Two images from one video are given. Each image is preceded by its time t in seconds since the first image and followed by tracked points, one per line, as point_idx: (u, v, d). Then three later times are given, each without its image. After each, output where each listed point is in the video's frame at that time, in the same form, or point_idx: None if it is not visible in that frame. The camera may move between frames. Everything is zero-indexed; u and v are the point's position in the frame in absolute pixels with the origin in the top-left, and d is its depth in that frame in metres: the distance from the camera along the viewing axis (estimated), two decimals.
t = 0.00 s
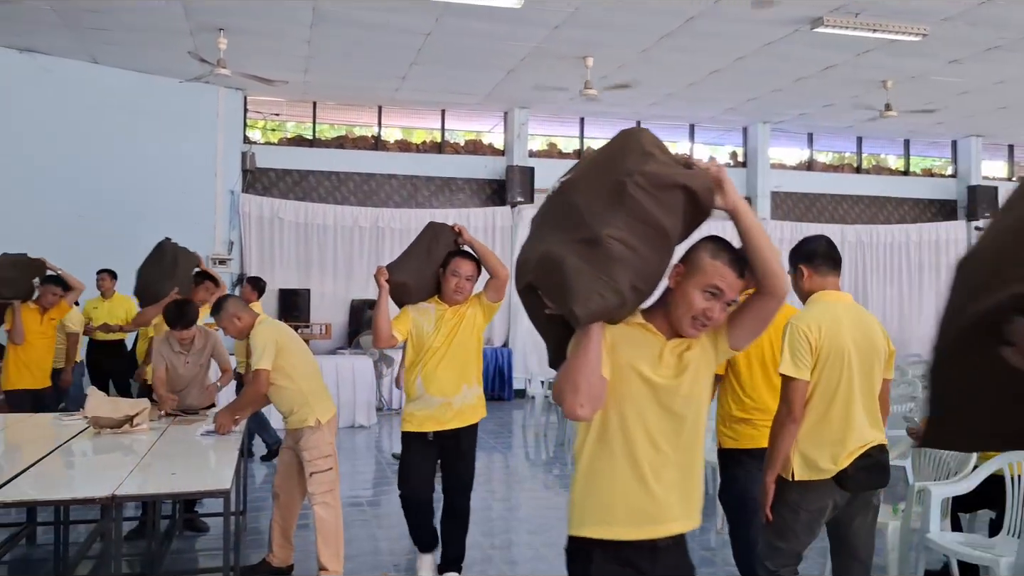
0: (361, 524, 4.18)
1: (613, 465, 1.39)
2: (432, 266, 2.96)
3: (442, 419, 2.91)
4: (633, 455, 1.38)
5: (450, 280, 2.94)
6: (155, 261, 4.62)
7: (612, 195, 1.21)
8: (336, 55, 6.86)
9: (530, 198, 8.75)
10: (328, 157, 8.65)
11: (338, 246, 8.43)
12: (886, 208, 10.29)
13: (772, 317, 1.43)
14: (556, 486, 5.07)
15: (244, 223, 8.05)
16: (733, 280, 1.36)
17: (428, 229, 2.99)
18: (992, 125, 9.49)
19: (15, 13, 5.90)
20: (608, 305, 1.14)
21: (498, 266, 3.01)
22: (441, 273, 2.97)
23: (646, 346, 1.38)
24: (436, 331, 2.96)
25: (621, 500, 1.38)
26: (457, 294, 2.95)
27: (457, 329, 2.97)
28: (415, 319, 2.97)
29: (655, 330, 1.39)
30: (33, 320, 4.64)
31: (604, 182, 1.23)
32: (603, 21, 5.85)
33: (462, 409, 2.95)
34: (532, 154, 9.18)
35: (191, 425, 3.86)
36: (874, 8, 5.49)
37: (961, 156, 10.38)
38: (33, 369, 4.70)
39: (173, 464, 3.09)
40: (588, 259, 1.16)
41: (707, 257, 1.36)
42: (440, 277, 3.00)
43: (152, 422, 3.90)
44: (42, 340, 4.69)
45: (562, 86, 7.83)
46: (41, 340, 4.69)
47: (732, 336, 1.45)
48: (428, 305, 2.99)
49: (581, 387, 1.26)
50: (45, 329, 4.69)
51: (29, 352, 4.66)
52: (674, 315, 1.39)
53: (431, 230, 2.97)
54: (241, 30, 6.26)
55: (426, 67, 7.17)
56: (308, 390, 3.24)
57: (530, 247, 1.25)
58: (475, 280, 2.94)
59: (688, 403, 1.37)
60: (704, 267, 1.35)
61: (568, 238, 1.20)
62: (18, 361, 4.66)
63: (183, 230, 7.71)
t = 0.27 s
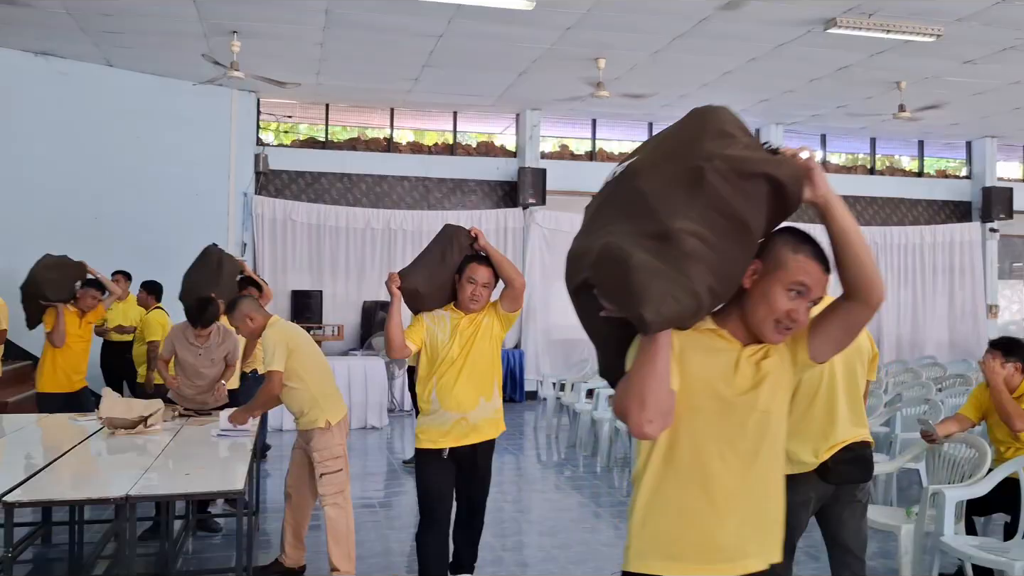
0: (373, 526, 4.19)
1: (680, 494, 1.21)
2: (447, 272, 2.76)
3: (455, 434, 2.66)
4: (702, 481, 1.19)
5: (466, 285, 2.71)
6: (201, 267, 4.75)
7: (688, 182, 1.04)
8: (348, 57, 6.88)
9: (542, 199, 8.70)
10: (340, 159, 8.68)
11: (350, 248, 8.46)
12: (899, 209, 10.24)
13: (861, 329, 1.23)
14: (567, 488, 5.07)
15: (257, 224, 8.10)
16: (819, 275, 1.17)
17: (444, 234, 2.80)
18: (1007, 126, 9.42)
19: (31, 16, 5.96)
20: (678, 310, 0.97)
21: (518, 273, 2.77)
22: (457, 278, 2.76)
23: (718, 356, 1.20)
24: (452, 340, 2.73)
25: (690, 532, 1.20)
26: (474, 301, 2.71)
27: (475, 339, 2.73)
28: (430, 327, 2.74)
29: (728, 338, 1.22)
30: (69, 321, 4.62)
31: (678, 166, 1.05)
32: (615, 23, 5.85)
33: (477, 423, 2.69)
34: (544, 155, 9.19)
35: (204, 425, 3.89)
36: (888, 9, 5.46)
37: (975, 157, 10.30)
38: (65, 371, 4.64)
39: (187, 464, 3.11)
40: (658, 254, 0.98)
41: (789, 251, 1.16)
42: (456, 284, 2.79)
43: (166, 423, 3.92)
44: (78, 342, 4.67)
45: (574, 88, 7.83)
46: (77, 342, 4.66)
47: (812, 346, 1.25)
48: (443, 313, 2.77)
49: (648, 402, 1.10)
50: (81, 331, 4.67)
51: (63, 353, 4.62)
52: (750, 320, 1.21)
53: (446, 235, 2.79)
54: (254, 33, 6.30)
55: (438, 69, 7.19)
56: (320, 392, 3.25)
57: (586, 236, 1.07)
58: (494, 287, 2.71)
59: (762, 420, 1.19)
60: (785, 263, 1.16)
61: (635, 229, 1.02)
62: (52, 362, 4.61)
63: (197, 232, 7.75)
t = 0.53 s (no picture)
0: (390, 526, 4.21)
1: (762, 526, 0.99)
2: (464, 265, 2.65)
3: (467, 440, 2.51)
4: (784, 515, 0.98)
5: (483, 280, 2.57)
6: (249, 267, 4.52)
7: (793, 158, 0.86)
8: (364, 58, 6.90)
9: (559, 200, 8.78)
10: (357, 161, 8.71)
11: (367, 249, 8.48)
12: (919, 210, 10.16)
13: (978, 334, 1.04)
14: (584, 489, 5.07)
15: (274, 226, 8.13)
16: (941, 265, 0.97)
17: (462, 227, 2.72)
18: None
19: (52, 20, 6.02)
20: (795, 304, 0.80)
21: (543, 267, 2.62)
22: (475, 273, 2.63)
23: (819, 363, 0.98)
24: (468, 337, 2.57)
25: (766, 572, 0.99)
26: (492, 297, 2.57)
27: (493, 337, 2.57)
28: (445, 324, 2.59)
29: (825, 339, 1.00)
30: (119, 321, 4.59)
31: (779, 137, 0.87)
32: (631, 23, 5.84)
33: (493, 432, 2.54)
34: (560, 156, 9.18)
35: (222, 425, 3.92)
36: (907, 8, 5.42)
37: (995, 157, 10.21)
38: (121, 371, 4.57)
39: (205, 464, 3.13)
40: (766, 240, 0.80)
41: (899, 236, 0.97)
42: (474, 279, 2.66)
43: (184, 423, 3.95)
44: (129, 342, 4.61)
45: (590, 88, 7.83)
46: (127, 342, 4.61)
47: (920, 353, 1.04)
48: (459, 309, 2.62)
49: (751, 413, 0.91)
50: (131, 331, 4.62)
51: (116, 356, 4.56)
52: (860, 322, 1.01)
53: (465, 229, 2.71)
54: (271, 36, 6.33)
55: (454, 70, 7.20)
56: (336, 391, 3.28)
57: (669, 222, 0.88)
58: (515, 282, 2.56)
59: (866, 442, 0.97)
60: (897, 249, 0.96)
61: (734, 212, 0.83)
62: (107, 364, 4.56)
63: (215, 233, 7.80)
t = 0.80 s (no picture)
0: (413, 526, 4.21)
1: None
2: (499, 266, 2.42)
3: (501, 455, 2.33)
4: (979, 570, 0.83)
5: (519, 285, 2.37)
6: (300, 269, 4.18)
7: (961, 143, 0.62)
8: (386, 60, 6.92)
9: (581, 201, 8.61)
10: (380, 162, 8.74)
11: (390, 249, 8.50)
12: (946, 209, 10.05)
13: None
14: (606, 490, 5.05)
15: (298, 226, 8.15)
16: None
17: (496, 222, 2.48)
18: None
19: (80, 23, 6.09)
20: (984, 336, 0.59)
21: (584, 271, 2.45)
22: (509, 275, 2.42)
23: (992, 393, 0.81)
24: (501, 345, 2.38)
25: None
26: (528, 303, 2.38)
27: (528, 344, 2.39)
28: (476, 330, 2.41)
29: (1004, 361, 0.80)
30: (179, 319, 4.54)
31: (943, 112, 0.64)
32: (654, 23, 5.82)
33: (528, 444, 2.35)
34: (583, 156, 9.16)
35: (247, 425, 3.94)
36: (934, 4, 5.35)
37: None
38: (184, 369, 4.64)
39: (230, 463, 3.15)
40: (934, 258, 0.59)
41: None
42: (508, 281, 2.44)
43: (210, 422, 3.98)
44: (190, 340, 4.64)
45: (612, 88, 7.81)
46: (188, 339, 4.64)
47: None
48: (490, 314, 2.44)
49: (920, 472, 0.76)
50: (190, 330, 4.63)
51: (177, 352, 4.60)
52: None
53: (500, 224, 2.46)
54: (294, 38, 6.37)
55: (476, 71, 7.20)
56: (358, 391, 3.28)
57: (797, 235, 0.67)
58: (553, 286, 2.37)
59: None
60: None
61: (883, 218, 0.62)
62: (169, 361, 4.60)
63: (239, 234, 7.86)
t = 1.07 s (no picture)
0: (439, 526, 4.23)
1: None
2: (547, 262, 2.13)
3: (557, 467, 2.00)
4: None
5: (569, 281, 2.06)
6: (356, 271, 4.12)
7: None
8: (413, 62, 6.96)
9: (606, 201, 8.75)
10: (406, 163, 8.78)
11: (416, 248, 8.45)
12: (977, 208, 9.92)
13: None
14: (632, 491, 5.04)
15: (324, 228, 8.11)
16: None
17: (541, 216, 2.20)
18: None
19: (111, 29, 6.18)
20: None
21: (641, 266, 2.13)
22: (559, 271, 2.12)
23: None
24: (549, 346, 2.06)
25: None
26: (580, 301, 2.06)
27: (580, 345, 2.07)
28: (522, 330, 2.09)
29: None
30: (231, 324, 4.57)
31: None
32: (680, 22, 5.80)
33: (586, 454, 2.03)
34: (608, 157, 9.14)
35: (276, 424, 3.99)
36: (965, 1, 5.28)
37: None
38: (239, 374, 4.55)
39: (260, 462, 3.18)
40: None
41: None
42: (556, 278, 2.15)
43: (238, 422, 4.03)
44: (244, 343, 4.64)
45: (637, 88, 7.78)
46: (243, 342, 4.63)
47: None
48: (537, 313, 2.11)
49: None
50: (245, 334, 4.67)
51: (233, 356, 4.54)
52: None
53: (548, 217, 2.19)
54: (321, 41, 6.42)
55: (502, 71, 7.22)
56: (385, 391, 3.31)
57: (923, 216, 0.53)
58: (606, 282, 2.06)
59: None
60: None
61: None
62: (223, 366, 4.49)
63: (267, 236, 7.93)
